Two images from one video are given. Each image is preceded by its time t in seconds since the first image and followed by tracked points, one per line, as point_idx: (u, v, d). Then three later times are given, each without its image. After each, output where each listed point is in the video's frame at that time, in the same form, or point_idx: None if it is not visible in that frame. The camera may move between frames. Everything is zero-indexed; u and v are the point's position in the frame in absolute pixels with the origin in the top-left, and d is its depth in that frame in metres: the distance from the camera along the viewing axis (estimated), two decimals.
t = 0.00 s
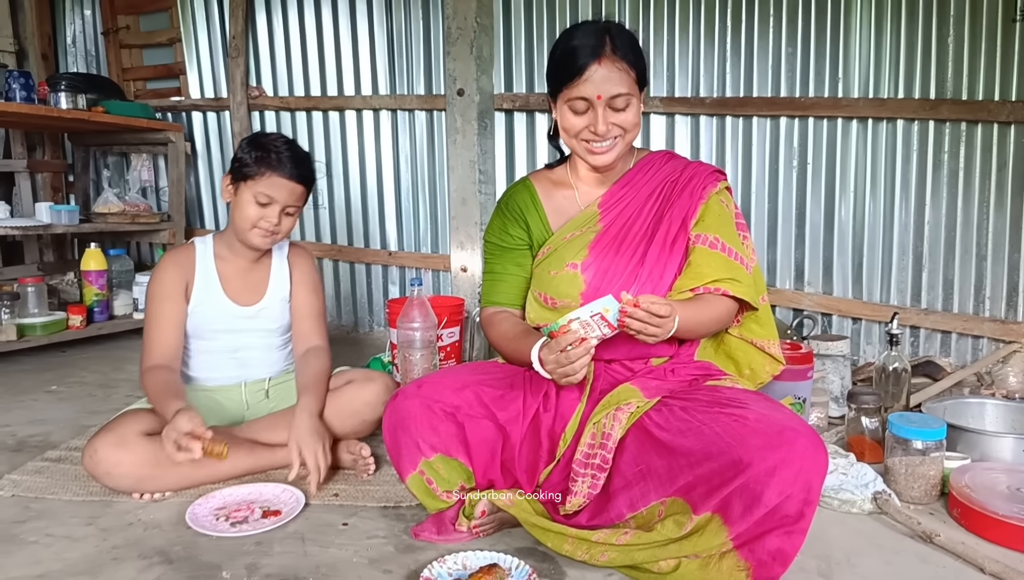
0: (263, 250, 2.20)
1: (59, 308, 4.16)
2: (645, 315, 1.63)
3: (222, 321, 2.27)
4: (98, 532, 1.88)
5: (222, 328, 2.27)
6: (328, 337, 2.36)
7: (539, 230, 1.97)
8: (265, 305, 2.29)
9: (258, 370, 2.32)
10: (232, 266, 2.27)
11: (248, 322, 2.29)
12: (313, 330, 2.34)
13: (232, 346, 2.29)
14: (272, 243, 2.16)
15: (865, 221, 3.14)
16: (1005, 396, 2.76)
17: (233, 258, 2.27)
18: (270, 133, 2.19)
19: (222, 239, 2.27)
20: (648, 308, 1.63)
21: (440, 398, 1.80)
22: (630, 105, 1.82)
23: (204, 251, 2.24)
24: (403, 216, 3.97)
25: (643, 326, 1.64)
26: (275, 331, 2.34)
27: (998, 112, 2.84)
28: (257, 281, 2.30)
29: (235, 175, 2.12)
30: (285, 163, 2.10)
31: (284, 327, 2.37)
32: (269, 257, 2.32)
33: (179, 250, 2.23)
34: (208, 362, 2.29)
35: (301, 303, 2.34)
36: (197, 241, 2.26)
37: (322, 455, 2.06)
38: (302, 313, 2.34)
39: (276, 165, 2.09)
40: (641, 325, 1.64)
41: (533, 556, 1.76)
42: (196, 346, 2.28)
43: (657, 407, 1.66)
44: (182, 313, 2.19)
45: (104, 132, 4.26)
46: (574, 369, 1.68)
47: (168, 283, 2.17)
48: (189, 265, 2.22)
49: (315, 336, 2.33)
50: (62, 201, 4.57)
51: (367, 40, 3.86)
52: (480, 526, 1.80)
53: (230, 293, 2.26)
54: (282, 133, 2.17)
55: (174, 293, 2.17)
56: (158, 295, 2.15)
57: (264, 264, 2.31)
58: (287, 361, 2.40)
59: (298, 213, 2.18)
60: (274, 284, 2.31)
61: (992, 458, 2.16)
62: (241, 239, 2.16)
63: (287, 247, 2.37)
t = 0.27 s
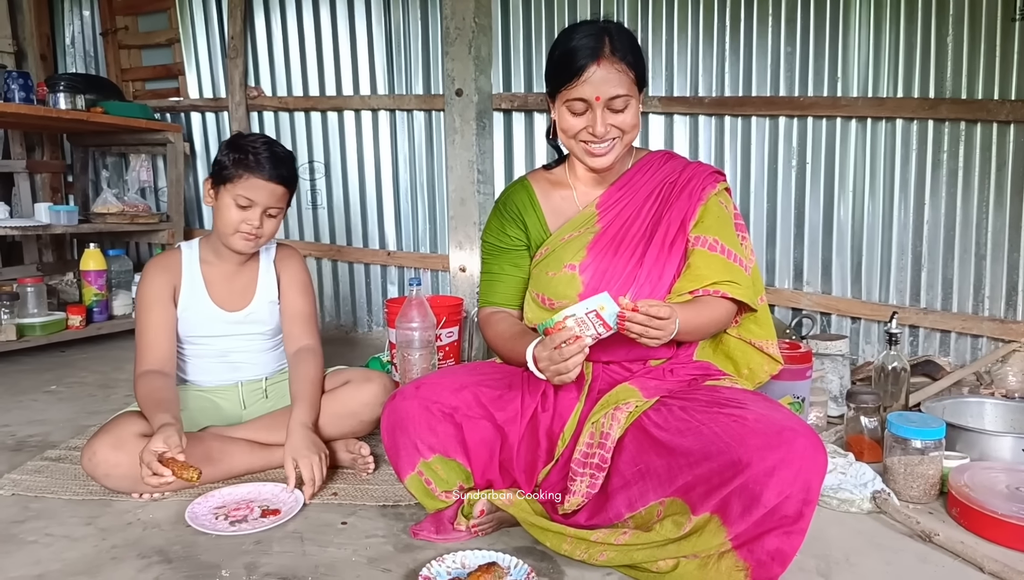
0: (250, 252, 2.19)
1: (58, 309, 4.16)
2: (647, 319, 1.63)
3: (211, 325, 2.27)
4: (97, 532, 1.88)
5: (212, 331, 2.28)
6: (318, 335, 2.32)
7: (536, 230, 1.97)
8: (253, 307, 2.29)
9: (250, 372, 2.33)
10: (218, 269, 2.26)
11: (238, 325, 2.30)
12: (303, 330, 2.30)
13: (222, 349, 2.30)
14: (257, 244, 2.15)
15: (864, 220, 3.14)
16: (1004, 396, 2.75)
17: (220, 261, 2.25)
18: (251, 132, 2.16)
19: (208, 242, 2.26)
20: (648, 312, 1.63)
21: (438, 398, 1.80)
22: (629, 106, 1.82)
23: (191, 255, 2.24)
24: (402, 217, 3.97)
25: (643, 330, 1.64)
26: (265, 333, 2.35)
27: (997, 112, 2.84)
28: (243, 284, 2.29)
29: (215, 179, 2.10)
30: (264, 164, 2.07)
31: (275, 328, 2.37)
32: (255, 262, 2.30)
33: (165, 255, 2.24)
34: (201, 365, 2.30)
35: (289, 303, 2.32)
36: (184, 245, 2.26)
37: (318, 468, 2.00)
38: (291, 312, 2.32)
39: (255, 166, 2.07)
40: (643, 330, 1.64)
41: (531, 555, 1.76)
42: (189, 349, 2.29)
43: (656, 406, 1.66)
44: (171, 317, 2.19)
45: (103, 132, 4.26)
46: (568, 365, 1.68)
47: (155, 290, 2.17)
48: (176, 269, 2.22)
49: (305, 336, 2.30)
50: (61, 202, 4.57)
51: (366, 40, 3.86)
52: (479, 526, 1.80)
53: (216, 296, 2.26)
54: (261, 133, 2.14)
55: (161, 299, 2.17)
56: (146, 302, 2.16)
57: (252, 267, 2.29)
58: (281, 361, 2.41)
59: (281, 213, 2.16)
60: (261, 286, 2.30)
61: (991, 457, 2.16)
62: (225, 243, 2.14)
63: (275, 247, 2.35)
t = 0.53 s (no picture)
0: (247, 252, 2.19)
1: (60, 307, 4.16)
2: (649, 318, 1.63)
3: (211, 325, 2.27)
4: (98, 531, 1.88)
5: (212, 332, 2.28)
6: (321, 334, 2.32)
7: (537, 231, 1.97)
8: (253, 307, 2.30)
9: (250, 373, 2.33)
10: (217, 270, 2.26)
11: (238, 325, 2.30)
12: (305, 329, 2.31)
13: (222, 349, 2.30)
14: (253, 244, 2.15)
15: (865, 219, 3.14)
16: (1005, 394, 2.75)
17: (219, 261, 2.25)
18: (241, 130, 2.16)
19: (206, 243, 2.26)
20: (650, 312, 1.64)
21: (438, 398, 1.80)
22: (629, 106, 1.82)
23: (190, 256, 2.24)
24: (403, 215, 3.97)
25: (646, 331, 1.64)
26: (265, 332, 2.35)
27: (998, 110, 2.83)
28: (243, 284, 2.29)
29: (208, 180, 2.11)
30: (254, 162, 2.07)
31: (275, 328, 2.37)
32: (256, 258, 2.30)
33: (164, 255, 2.23)
34: (203, 365, 2.30)
35: (290, 303, 2.33)
36: (184, 246, 2.26)
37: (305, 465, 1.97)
38: (293, 311, 2.32)
39: (245, 166, 2.07)
40: (646, 330, 1.64)
41: (531, 554, 1.76)
42: (189, 349, 2.29)
43: (656, 406, 1.66)
44: (172, 318, 2.20)
45: (105, 131, 4.26)
46: (564, 360, 1.68)
47: (154, 292, 2.17)
48: (175, 270, 2.22)
49: (308, 335, 2.30)
50: (63, 200, 4.58)
51: (366, 39, 3.86)
52: (479, 524, 1.79)
53: (215, 297, 2.26)
54: (251, 131, 2.14)
55: (161, 300, 2.17)
56: (147, 304, 2.16)
57: (251, 266, 2.30)
58: (282, 360, 2.41)
59: (275, 211, 2.16)
60: (262, 286, 2.30)
61: (992, 456, 2.16)
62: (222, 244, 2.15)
63: (274, 246, 2.36)
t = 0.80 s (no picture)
0: (246, 256, 2.20)
1: (60, 309, 4.16)
2: (652, 320, 1.65)
3: (212, 328, 2.27)
4: (98, 533, 1.88)
5: (212, 335, 2.28)
6: (322, 338, 2.32)
7: (536, 234, 1.97)
8: (253, 311, 2.30)
9: (250, 375, 2.34)
10: (217, 273, 2.26)
11: (239, 328, 2.30)
12: (306, 332, 2.31)
13: (222, 352, 2.31)
14: (252, 247, 2.15)
15: (864, 220, 3.14)
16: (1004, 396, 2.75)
17: (218, 264, 2.26)
18: (236, 133, 2.16)
19: (206, 246, 2.26)
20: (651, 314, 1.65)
21: (438, 401, 1.80)
22: (626, 109, 1.82)
23: (190, 259, 2.24)
24: (403, 217, 3.97)
25: (650, 332, 1.65)
26: (265, 335, 2.35)
27: (997, 112, 2.84)
28: (245, 286, 2.29)
29: (204, 185, 2.12)
30: (248, 165, 2.07)
31: (275, 331, 2.37)
32: (256, 261, 2.30)
33: (164, 258, 2.24)
34: (203, 368, 2.31)
35: (290, 306, 2.33)
36: (184, 249, 2.26)
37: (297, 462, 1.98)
38: (294, 315, 2.32)
39: (240, 169, 2.06)
40: (650, 332, 1.65)
41: (531, 556, 1.77)
42: (189, 352, 2.30)
43: (656, 408, 1.66)
44: (172, 321, 2.20)
45: (105, 133, 4.27)
46: (559, 355, 1.68)
47: (155, 295, 2.17)
48: (175, 273, 2.22)
49: (309, 338, 2.30)
50: (63, 202, 4.58)
51: (366, 41, 3.86)
52: (478, 528, 1.81)
53: (215, 299, 2.26)
54: (246, 134, 2.14)
55: (161, 304, 2.17)
56: (148, 307, 2.16)
57: (252, 269, 2.29)
58: (282, 362, 2.42)
59: (272, 213, 2.15)
60: (262, 289, 2.30)
61: (991, 457, 2.16)
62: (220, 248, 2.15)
63: (274, 249, 2.36)
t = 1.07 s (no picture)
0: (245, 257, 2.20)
1: (60, 310, 4.16)
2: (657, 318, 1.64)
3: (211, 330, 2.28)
4: (97, 535, 1.88)
5: (212, 336, 2.28)
6: (323, 340, 2.32)
7: (534, 235, 1.97)
8: (253, 312, 2.30)
9: (250, 377, 2.34)
10: (217, 275, 2.26)
11: (239, 329, 2.30)
12: (307, 334, 2.31)
13: (223, 353, 2.31)
14: (251, 248, 2.15)
15: (864, 220, 3.14)
16: (1005, 396, 2.75)
17: (218, 266, 2.26)
18: (234, 135, 2.16)
19: (206, 248, 2.27)
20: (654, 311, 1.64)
21: (437, 402, 1.80)
22: (622, 96, 1.83)
23: (190, 261, 2.25)
24: (403, 218, 3.97)
25: (658, 331, 1.64)
26: (265, 336, 2.35)
27: (996, 112, 2.84)
28: (245, 288, 2.30)
29: (202, 187, 2.12)
30: (246, 167, 2.07)
31: (275, 332, 2.38)
32: (256, 263, 2.31)
33: (164, 260, 2.24)
34: (203, 369, 2.31)
35: (290, 307, 2.33)
36: (183, 250, 2.27)
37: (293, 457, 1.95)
38: (294, 316, 2.32)
39: (237, 171, 2.06)
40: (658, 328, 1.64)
41: (530, 557, 1.76)
42: (189, 353, 2.30)
43: (656, 409, 1.66)
44: (172, 322, 2.20)
45: (105, 134, 4.27)
46: (556, 346, 1.68)
47: (155, 296, 2.17)
48: (175, 275, 2.22)
49: (310, 340, 2.30)
50: (63, 204, 4.58)
51: (366, 42, 3.86)
52: (479, 528, 1.81)
53: (215, 301, 2.27)
54: (244, 136, 2.14)
55: (161, 305, 2.17)
56: (148, 308, 2.16)
57: (252, 271, 2.30)
58: (282, 363, 2.42)
59: (271, 214, 2.16)
60: (263, 291, 2.31)
61: (991, 457, 2.16)
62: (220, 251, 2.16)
63: (275, 250, 2.36)
